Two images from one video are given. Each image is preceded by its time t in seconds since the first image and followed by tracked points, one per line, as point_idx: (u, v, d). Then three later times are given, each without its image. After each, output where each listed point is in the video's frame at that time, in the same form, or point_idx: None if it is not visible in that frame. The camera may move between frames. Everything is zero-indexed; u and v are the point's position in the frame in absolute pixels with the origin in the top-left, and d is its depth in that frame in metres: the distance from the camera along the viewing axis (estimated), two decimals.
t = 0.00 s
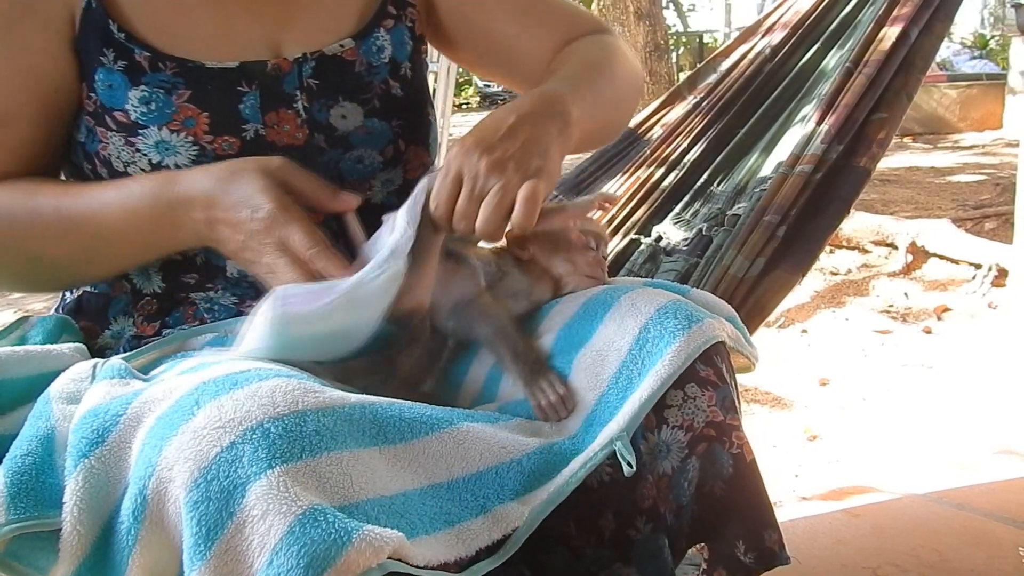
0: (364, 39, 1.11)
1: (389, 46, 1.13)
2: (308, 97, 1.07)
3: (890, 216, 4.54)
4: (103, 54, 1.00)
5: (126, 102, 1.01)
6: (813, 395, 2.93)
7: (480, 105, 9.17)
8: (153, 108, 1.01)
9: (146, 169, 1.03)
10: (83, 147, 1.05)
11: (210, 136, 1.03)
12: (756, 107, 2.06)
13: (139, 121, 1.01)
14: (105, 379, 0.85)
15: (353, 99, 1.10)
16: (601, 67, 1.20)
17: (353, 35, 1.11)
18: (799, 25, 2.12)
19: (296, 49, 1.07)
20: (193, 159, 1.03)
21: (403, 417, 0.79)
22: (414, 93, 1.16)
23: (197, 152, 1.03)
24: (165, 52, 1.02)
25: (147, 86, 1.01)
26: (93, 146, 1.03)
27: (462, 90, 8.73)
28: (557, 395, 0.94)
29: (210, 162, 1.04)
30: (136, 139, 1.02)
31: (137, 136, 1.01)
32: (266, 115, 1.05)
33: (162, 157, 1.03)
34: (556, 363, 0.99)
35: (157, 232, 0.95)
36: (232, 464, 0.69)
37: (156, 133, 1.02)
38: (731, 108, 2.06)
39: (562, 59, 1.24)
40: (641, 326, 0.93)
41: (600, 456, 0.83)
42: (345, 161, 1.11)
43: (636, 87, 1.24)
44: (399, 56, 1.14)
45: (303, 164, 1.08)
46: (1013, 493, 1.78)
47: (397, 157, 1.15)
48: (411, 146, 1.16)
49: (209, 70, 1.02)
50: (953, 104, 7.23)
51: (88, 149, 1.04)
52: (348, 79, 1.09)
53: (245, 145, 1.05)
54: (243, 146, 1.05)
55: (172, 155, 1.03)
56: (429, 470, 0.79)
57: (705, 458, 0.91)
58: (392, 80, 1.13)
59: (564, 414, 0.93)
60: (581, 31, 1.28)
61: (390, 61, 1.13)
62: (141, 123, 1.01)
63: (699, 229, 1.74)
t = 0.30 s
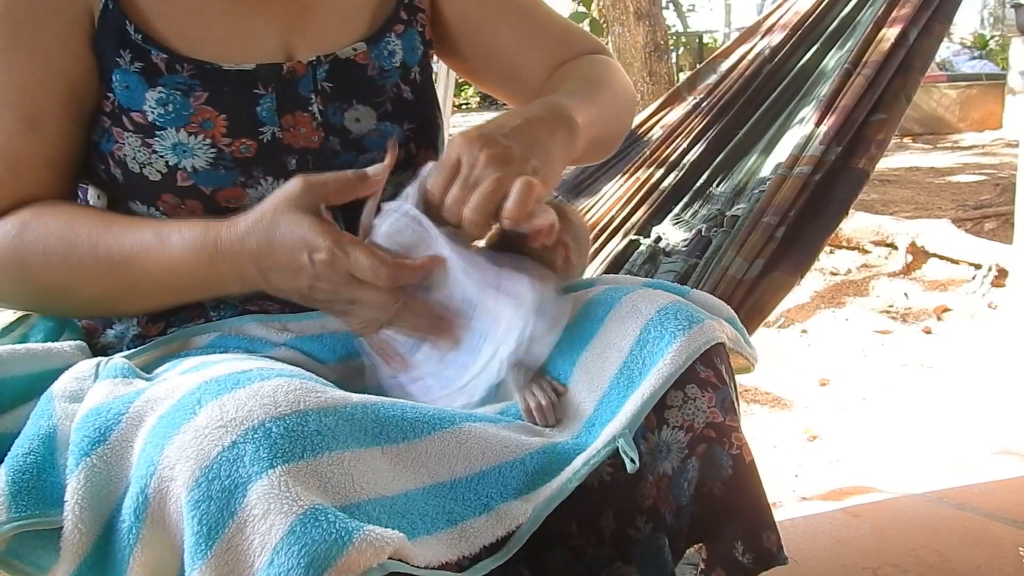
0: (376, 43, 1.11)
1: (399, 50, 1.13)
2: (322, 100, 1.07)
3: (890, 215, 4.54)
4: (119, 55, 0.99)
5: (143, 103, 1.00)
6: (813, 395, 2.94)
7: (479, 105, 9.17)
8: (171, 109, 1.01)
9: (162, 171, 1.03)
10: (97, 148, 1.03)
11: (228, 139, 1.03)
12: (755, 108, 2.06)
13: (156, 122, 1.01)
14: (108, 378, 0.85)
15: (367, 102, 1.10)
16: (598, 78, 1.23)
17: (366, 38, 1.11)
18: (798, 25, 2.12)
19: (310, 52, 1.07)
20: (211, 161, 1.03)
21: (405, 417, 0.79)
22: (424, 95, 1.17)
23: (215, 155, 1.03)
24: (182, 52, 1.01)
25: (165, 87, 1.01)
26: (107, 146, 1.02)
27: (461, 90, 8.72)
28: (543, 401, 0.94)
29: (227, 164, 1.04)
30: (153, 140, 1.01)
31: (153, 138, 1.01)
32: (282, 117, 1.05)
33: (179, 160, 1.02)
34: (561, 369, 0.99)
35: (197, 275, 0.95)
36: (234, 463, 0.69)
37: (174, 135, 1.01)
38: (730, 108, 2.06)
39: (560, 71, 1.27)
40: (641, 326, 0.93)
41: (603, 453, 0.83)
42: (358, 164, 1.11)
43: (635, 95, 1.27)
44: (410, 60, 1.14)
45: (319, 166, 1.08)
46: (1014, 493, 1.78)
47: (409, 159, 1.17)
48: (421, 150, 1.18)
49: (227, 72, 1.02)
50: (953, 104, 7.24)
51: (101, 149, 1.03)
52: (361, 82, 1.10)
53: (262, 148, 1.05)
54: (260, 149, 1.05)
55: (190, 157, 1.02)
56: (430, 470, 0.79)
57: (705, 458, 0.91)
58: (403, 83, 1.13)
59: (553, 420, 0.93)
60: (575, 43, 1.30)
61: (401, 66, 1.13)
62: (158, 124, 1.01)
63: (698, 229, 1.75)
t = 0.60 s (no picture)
0: (380, 42, 1.11)
1: (403, 50, 1.13)
2: (325, 99, 1.07)
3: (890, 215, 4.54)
4: (121, 55, 0.99)
5: (145, 102, 1.00)
6: (814, 396, 2.93)
7: (480, 106, 9.16)
8: (172, 108, 1.01)
9: (163, 170, 1.03)
10: (101, 147, 1.04)
11: (229, 137, 1.03)
12: (756, 109, 2.06)
13: (158, 121, 1.01)
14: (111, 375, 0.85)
15: (369, 102, 1.10)
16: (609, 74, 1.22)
17: (369, 36, 1.11)
18: (799, 26, 2.12)
19: (312, 52, 1.07)
20: (212, 160, 1.03)
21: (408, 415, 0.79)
22: (429, 94, 1.15)
23: (216, 154, 1.03)
24: (183, 51, 1.01)
25: (166, 86, 1.01)
26: (110, 146, 1.03)
27: (461, 89, 8.71)
28: (535, 391, 0.96)
29: (228, 163, 1.04)
30: (154, 139, 1.01)
31: (155, 136, 1.01)
32: (284, 116, 1.05)
33: (180, 158, 1.02)
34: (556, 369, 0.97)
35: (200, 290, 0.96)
36: (238, 458, 0.69)
37: (175, 134, 1.02)
38: (731, 110, 2.06)
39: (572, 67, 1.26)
40: (644, 328, 0.93)
41: (602, 457, 0.83)
42: (362, 162, 1.11)
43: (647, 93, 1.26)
44: (414, 59, 1.13)
45: (321, 166, 1.08)
46: (1015, 494, 1.78)
47: (412, 159, 1.15)
48: (426, 150, 1.17)
49: (228, 71, 1.02)
50: (953, 104, 7.24)
51: (105, 148, 1.03)
52: (364, 81, 1.09)
53: (263, 147, 1.04)
54: (261, 148, 1.04)
55: (191, 156, 1.02)
56: (433, 468, 0.79)
57: (708, 460, 0.92)
58: (406, 82, 1.13)
59: (542, 410, 0.95)
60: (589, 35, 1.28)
61: (405, 65, 1.13)
62: (160, 123, 1.01)
63: (700, 231, 1.75)
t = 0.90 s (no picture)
0: (374, 40, 1.11)
1: (396, 49, 1.13)
2: (319, 96, 1.06)
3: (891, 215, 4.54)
4: (113, 54, 0.99)
5: (137, 101, 1.00)
6: (814, 395, 2.93)
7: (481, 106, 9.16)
8: (166, 107, 1.01)
9: (156, 169, 1.02)
10: (92, 147, 1.03)
11: (223, 135, 1.03)
12: (755, 108, 2.05)
13: (150, 120, 1.00)
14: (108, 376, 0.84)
15: (364, 99, 1.10)
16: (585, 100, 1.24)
17: (363, 35, 1.11)
18: (800, 25, 2.11)
19: (306, 48, 1.07)
20: (205, 158, 1.03)
21: (406, 415, 0.79)
22: (423, 92, 1.15)
23: (209, 152, 1.03)
24: (176, 50, 1.01)
25: (159, 85, 1.00)
26: (102, 145, 1.02)
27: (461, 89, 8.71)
28: (525, 398, 0.95)
29: (221, 161, 1.03)
30: (147, 138, 1.01)
31: (148, 136, 1.01)
32: (277, 114, 1.04)
33: (174, 158, 1.02)
34: (552, 372, 0.96)
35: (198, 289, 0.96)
36: (236, 458, 0.69)
37: (168, 133, 1.01)
38: (730, 109, 2.06)
39: (550, 89, 1.27)
40: (643, 328, 0.93)
41: (601, 459, 0.83)
42: (356, 160, 1.11)
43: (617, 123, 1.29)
44: (407, 58, 1.14)
45: (315, 163, 1.08)
46: (1016, 493, 1.77)
47: (407, 157, 1.15)
48: (422, 148, 1.16)
49: (221, 70, 1.02)
50: (954, 104, 7.24)
51: (97, 148, 1.03)
52: (359, 79, 1.09)
53: (257, 145, 1.04)
54: (254, 146, 1.04)
55: (184, 155, 1.02)
56: (431, 469, 0.79)
57: (707, 460, 0.91)
58: (401, 81, 1.13)
59: (537, 416, 0.93)
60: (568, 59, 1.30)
61: (398, 64, 1.13)
62: (152, 122, 1.00)
63: (699, 229, 1.74)
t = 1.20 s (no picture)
0: (365, 38, 1.11)
1: (388, 45, 1.13)
2: (311, 95, 1.07)
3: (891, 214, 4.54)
4: (106, 55, 0.99)
5: (130, 102, 1.00)
6: (814, 395, 2.93)
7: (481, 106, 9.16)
8: (158, 107, 1.01)
9: (150, 169, 1.03)
10: (86, 148, 1.04)
11: (215, 135, 1.03)
12: (753, 106, 2.06)
13: (143, 120, 1.00)
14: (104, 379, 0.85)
15: (356, 97, 1.10)
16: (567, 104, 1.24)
17: (353, 33, 1.11)
18: (798, 23, 2.11)
19: (298, 47, 1.07)
20: (198, 158, 1.03)
21: (399, 417, 0.79)
22: (416, 90, 1.16)
23: (202, 152, 1.03)
24: (170, 51, 1.01)
25: (151, 86, 1.00)
26: (96, 146, 1.03)
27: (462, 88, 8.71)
28: (517, 396, 0.95)
29: (215, 161, 1.04)
30: (140, 139, 1.01)
31: (141, 136, 1.01)
32: (270, 113, 1.05)
33: (167, 158, 1.02)
34: (546, 372, 0.97)
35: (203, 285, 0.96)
36: (230, 461, 0.70)
37: (161, 133, 1.01)
38: (728, 107, 2.06)
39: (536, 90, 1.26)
40: (638, 328, 0.93)
41: (595, 458, 0.83)
42: (349, 158, 1.12)
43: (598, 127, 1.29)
44: (398, 55, 1.14)
45: (309, 162, 1.08)
46: (1016, 492, 1.77)
47: (399, 154, 1.15)
48: (414, 145, 1.17)
49: (214, 70, 1.02)
50: (954, 103, 7.24)
51: (90, 149, 1.03)
52: (351, 77, 1.10)
53: (250, 144, 1.04)
54: (248, 145, 1.04)
55: (178, 155, 1.02)
56: (425, 469, 0.79)
57: (703, 458, 0.91)
58: (392, 78, 1.13)
59: (530, 414, 0.94)
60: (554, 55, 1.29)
61: (390, 61, 1.13)
62: (145, 122, 1.00)
63: (697, 228, 1.74)
